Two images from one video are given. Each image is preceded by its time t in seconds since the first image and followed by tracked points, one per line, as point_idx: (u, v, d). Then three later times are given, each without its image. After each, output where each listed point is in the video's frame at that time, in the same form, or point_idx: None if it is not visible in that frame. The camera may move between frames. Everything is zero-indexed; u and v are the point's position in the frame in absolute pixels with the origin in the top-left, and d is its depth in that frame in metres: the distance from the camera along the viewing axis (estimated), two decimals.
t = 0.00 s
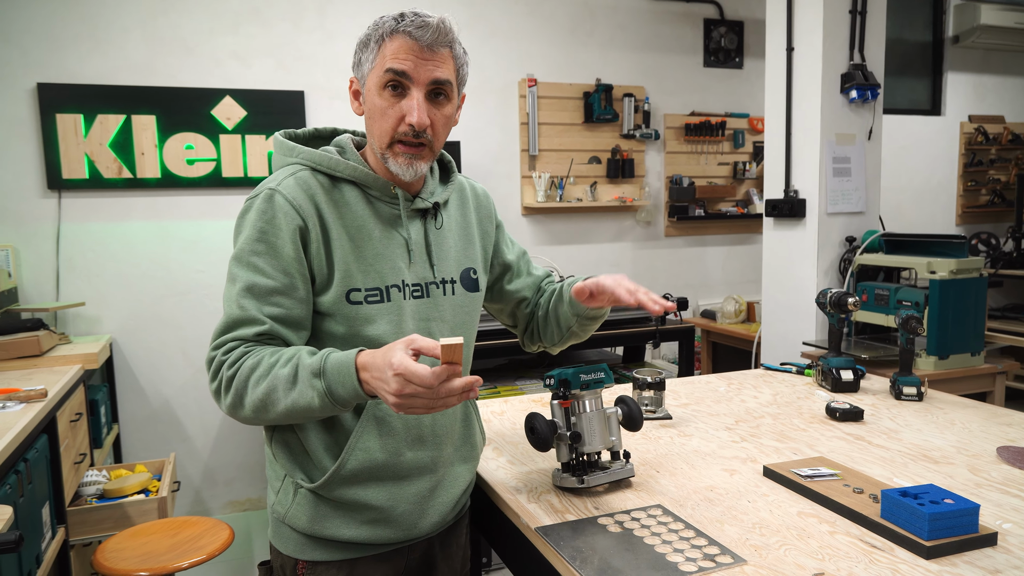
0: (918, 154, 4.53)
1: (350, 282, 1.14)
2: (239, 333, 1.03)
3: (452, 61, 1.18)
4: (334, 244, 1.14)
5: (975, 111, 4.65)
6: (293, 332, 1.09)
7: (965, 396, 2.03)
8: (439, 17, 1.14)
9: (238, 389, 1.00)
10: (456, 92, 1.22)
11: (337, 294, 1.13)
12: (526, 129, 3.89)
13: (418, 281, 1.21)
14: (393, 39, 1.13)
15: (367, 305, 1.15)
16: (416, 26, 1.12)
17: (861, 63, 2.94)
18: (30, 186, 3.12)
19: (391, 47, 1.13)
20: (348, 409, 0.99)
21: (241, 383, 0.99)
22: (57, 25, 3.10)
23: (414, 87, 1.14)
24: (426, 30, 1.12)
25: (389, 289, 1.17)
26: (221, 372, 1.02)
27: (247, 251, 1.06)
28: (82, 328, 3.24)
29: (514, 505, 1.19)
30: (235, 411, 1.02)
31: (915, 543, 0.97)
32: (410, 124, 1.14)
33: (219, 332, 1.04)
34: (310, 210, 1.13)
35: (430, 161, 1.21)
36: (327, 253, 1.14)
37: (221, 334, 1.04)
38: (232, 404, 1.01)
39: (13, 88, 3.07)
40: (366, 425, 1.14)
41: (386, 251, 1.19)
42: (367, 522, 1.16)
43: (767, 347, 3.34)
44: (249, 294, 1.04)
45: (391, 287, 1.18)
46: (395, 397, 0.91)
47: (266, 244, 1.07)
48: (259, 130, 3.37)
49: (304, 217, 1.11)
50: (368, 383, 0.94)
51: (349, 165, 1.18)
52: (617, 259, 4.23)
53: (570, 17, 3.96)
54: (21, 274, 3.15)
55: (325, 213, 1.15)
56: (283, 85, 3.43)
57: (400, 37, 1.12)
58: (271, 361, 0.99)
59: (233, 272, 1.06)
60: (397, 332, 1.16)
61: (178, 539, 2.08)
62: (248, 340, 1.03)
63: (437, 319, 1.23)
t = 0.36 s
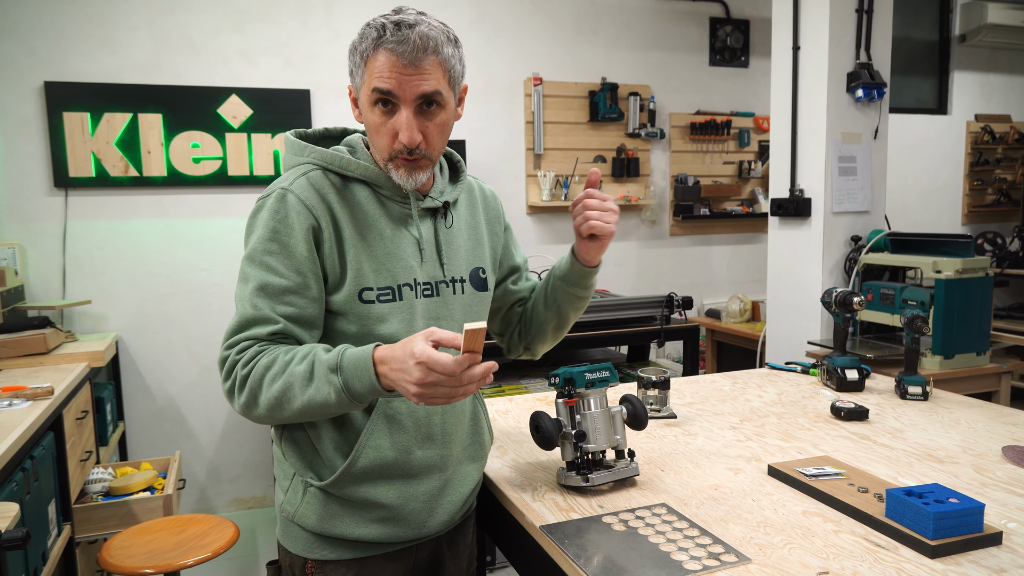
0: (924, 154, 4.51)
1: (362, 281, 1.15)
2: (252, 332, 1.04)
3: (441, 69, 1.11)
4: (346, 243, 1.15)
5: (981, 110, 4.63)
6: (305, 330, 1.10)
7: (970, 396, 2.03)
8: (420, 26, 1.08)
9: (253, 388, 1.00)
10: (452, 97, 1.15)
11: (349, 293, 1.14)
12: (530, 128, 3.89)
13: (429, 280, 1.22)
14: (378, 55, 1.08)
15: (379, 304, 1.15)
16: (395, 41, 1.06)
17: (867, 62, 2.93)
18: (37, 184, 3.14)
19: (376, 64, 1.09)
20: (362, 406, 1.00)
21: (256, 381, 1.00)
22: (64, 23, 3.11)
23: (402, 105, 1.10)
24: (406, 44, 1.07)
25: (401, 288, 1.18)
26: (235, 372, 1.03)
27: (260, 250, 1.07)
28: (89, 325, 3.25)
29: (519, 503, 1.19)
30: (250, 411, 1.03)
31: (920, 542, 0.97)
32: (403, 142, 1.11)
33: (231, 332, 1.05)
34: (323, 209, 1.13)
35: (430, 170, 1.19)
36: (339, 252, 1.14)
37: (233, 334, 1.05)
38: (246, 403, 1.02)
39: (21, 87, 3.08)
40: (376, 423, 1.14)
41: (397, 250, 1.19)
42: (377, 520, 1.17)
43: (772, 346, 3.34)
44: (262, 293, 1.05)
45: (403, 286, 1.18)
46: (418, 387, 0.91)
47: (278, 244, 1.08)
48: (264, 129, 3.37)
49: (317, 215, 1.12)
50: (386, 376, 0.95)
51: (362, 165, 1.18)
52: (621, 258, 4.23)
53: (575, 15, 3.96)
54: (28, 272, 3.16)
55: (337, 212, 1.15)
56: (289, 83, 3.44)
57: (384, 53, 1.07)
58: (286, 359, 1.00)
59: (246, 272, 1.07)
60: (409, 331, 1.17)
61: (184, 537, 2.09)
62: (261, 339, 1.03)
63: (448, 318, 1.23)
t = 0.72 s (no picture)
0: (925, 155, 4.52)
1: (366, 283, 1.15)
2: (254, 330, 1.04)
3: (456, 81, 1.11)
4: (349, 244, 1.15)
5: (982, 112, 4.63)
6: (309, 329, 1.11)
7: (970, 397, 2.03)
8: (437, 38, 1.07)
9: (251, 385, 1.01)
10: (464, 108, 1.16)
11: (353, 294, 1.14)
12: (531, 128, 3.90)
13: (432, 283, 1.22)
14: (392, 65, 1.07)
15: (382, 306, 1.16)
16: (413, 51, 1.06)
17: (868, 63, 2.93)
18: (37, 183, 3.14)
19: (390, 73, 1.08)
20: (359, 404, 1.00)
21: (255, 379, 1.00)
22: (65, 23, 3.12)
23: (416, 115, 1.10)
24: (423, 54, 1.06)
25: (404, 290, 1.18)
26: (235, 369, 1.03)
27: (264, 249, 1.07)
28: (89, 325, 3.26)
29: (520, 503, 1.19)
30: (248, 408, 1.04)
31: (919, 542, 0.98)
32: (415, 152, 1.12)
33: (234, 329, 1.05)
34: (326, 209, 1.14)
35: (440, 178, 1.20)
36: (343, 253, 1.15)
37: (236, 332, 1.05)
38: (245, 400, 1.02)
39: (22, 86, 3.09)
40: (377, 424, 1.15)
41: (399, 252, 1.20)
42: (376, 520, 1.17)
43: (772, 347, 3.35)
44: (264, 292, 1.05)
45: (406, 288, 1.19)
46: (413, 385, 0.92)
47: (282, 243, 1.08)
48: (265, 129, 3.38)
49: (320, 215, 1.12)
50: (382, 374, 0.95)
51: (367, 167, 1.18)
52: (622, 259, 4.23)
53: (576, 16, 3.97)
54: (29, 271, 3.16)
55: (340, 212, 1.15)
56: (290, 83, 3.45)
57: (399, 63, 1.07)
58: (285, 357, 1.01)
59: (249, 270, 1.07)
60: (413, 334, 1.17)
61: (184, 536, 2.09)
62: (263, 337, 1.04)
63: (451, 321, 1.24)
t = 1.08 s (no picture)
0: (923, 156, 4.52)
1: (365, 282, 1.15)
2: (254, 328, 1.04)
3: (462, 71, 1.13)
4: (350, 243, 1.15)
5: (980, 113, 4.64)
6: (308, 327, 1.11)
7: (968, 397, 2.03)
8: (445, 28, 1.09)
9: (252, 381, 1.01)
10: (469, 101, 1.17)
11: (352, 292, 1.14)
12: (530, 128, 3.90)
13: (431, 282, 1.22)
14: (402, 54, 1.08)
15: (381, 304, 1.16)
16: (423, 41, 1.07)
17: (867, 65, 2.94)
18: (36, 182, 3.14)
19: (400, 63, 1.09)
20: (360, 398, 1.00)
21: (256, 375, 1.01)
22: (65, 22, 3.11)
23: (425, 104, 1.10)
24: (434, 44, 1.07)
25: (403, 289, 1.19)
26: (236, 366, 1.03)
27: (264, 246, 1.07)
28: (88, 324, 3.25)
29: (522, 503, 1.20)
30: (249, 406, 1.04)
31: (919, 542, 0.98)
32: (425, 141, 1.12)
33: (234, 326, 1.05)
34: (328, 208, 1.14)
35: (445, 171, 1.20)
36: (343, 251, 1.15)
37: (236, 329, 1.06)
38: (246, 397, 1.02)
39: (21, 85, 3.08)
40: (376, 424, 1.15)
41: (398, 252, 1.20)
42: (375, 520, 1.17)
43: (771, 347, 3.35)
44: (265, 290, 1.05)
45: (404, 287, 1.19)
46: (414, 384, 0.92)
47: (282, 241, 1.08)
48: (265, 128, 3.38)
49: (321, 213, 1.12)
50: (382, 367, 0.95)
51: (367, 166, 1.18)
52: (621, 259, 4.24)
53: (576, 16, 3.97)
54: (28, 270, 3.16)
55: (341, 211, 1.15)
56: (290, 83, 3.45)
57: (409, 52, 1.08)
58: (286, 352, 1.01)
59: (250, 269, 1.07)
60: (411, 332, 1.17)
61: (183, 536, 2.09)
62: (263, 334, 1.04)
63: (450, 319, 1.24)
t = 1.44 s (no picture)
0: (922, 156, 4.53)
1: (363, 278, 1.16)
2: (252, 318, 1.04)
3: (454, 60, 1.14)
4: (349, 240, 1.15)
5: (979, 114, 4.65)
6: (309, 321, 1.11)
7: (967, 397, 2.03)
8: (436, 16, 1.11)
9: (248, 369, 1.01)
10: (464, 92, 1.17)
11: (350, 287, 1.14)
12: (530, 129, 3.90)
13: (428, 280, 1.23)
14: (392, 42, 1.10)
15: (378, 300, 1.16)
16: (412, 27, 1.09)
17: (866, 65, 2.94)
18: (36, 182, 3.14)
19: (391, 51, 1.10)
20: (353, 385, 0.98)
21: (252, 361, 1.01)
22: (64, 22, 3.11)
23: (415, 89, 1.11)
24: (423, 30, 1.09)
25: (400, 286, 1.19)
26: (232, 356, 1.03)
27: (263, 239, 1.07)
28: (88, 325, 3.25)
29: (522, 503, 1.20)
30: (246, 394, 1.04)
31: (919, 542, 0.98)
32: (415, 126, 1.11)
33: (233, 317, 1.06)
34: (328, 203, 1.14)
35: (440, 162, 1.19)
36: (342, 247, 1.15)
37: (234, 319, 1.05)
38: (242, 384, 1.02)
39: (21, 85, 3.08)
40: (374, 423, 1.14)
41: (397, 250, 1.20)
42: (372, 520, 1.17)
43: (770, 348, 3.36)
44: (265, 282, 1.05)
45: (402, 284, 1.19)
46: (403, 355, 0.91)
47: (282, 233, 1.08)
48: (265, 129, 3.38)
49: (321, 208, 1.12)
50: (374, 348, 0.94)
51: (367, 162, 1.19)
52: (620, 259, 4.24)
53: (575, 17, 3.97)
54: (28, 271, 3.16)
55: (342, 208, 1.16)
56: (290, 83, 3.45)
57: (399, 39, 1.10)
58: (281, 340, 1.01)
59: (250, 261, 1.07)
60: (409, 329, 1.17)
61: (183, 537, 2.09)
62: (262, 325, 1.04)
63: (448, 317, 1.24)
